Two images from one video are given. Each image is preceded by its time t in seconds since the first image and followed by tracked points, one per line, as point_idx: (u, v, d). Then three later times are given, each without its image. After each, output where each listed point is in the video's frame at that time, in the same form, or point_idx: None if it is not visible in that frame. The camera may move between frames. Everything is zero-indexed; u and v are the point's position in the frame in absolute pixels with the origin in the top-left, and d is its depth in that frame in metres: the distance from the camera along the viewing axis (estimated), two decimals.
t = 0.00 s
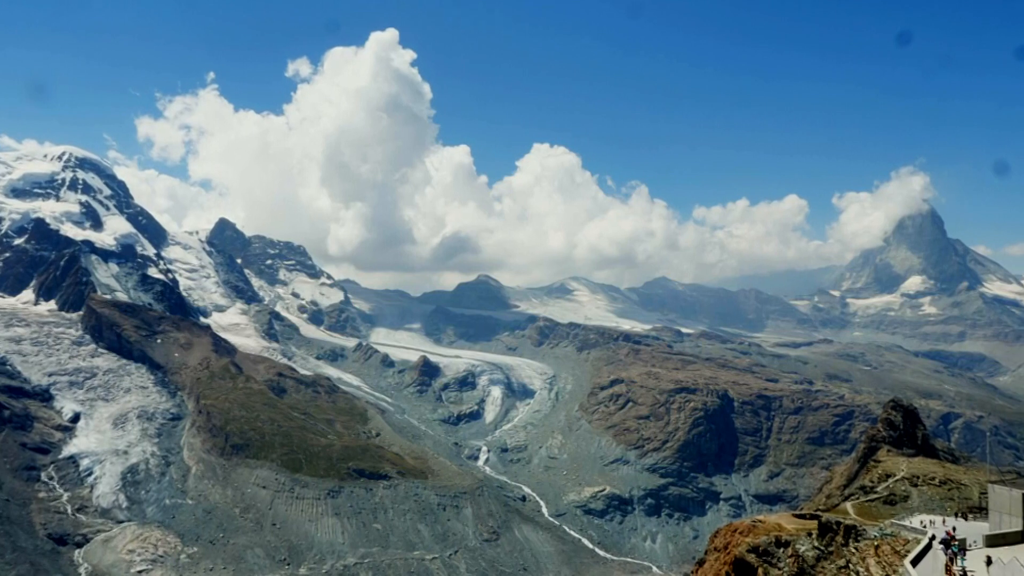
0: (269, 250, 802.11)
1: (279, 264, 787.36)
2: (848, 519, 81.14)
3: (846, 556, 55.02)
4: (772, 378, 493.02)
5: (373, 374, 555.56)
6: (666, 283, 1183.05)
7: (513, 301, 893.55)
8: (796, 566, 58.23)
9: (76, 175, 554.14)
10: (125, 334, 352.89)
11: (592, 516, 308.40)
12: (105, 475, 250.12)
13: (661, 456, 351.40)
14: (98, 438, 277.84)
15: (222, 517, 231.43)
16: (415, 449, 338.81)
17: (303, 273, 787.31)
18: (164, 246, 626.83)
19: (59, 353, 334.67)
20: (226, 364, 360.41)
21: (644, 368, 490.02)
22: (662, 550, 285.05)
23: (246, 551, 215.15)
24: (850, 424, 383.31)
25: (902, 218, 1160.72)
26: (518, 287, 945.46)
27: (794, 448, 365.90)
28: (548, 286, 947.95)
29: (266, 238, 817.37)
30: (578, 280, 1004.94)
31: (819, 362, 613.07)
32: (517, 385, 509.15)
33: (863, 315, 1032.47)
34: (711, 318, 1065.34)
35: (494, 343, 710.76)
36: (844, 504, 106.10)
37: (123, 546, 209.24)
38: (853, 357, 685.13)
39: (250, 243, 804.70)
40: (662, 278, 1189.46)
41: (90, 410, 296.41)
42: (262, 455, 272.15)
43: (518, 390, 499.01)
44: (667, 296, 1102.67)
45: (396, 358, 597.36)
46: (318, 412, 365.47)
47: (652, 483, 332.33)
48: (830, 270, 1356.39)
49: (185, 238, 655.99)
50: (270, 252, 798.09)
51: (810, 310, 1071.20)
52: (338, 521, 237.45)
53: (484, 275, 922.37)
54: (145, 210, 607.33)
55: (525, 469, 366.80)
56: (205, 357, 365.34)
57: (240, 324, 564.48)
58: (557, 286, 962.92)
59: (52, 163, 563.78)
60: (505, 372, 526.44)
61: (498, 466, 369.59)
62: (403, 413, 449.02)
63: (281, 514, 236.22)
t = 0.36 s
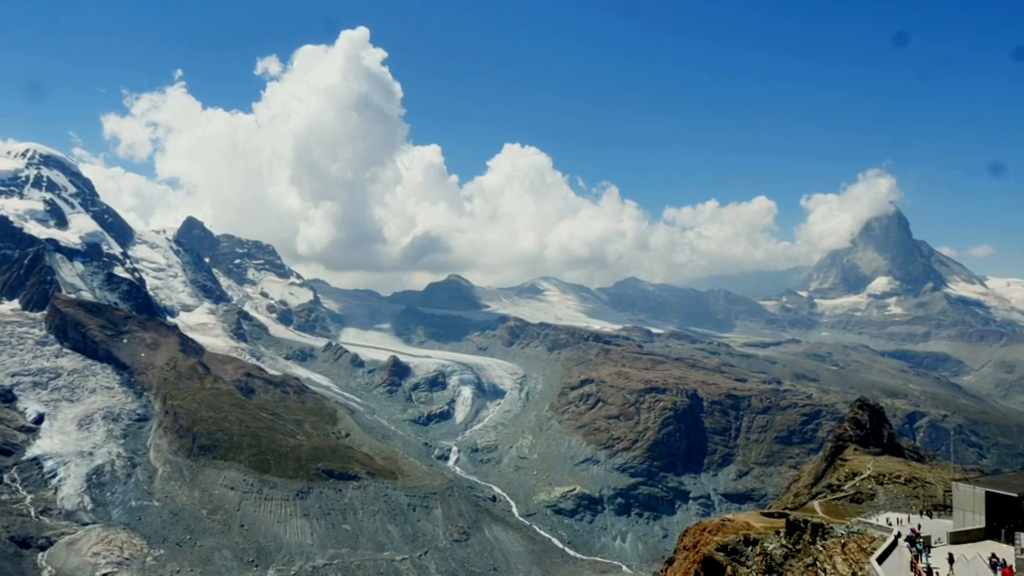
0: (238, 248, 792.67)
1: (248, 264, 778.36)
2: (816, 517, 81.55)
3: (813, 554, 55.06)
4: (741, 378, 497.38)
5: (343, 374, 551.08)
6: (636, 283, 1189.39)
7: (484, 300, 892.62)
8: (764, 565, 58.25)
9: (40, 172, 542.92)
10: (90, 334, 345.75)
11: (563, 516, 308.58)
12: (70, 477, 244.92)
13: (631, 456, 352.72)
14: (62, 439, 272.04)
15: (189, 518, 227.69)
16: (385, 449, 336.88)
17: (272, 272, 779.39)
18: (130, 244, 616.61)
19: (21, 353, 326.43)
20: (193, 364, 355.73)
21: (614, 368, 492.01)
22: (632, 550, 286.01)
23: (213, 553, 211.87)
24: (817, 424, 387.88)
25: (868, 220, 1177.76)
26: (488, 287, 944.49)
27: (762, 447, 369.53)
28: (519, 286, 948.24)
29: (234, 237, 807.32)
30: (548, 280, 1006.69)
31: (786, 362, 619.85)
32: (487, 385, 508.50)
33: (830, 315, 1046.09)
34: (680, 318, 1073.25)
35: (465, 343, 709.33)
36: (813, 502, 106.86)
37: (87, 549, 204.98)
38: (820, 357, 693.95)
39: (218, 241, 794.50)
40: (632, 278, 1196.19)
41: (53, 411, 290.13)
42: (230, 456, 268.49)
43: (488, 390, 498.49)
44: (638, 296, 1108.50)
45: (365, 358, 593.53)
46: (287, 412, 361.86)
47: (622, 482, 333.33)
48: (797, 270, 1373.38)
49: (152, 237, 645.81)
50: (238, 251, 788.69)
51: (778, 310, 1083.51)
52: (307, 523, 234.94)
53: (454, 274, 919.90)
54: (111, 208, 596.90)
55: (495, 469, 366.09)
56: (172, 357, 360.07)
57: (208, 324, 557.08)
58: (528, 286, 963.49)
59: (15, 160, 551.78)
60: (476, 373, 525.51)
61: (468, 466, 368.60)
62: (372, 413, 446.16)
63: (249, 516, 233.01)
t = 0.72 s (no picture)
0: (206, 247, 782.91)
1: (216, 262, 769.41)
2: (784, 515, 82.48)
3: (781, 552, 55.80)
4: (711, 378, 501.78)
5: (312, 374, 546.70)
6: (607, 283, 1194.85)
7: (455, 300, 890.88)
8: (733, 563, 58.86)
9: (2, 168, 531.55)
10: (55, 334, 338.89)
11: (534, 516, 309.07)
12: (33, 479, 240.08)
13: (601, 455, 354.34)
14: (25, 441, 266.67)
15: (156, 520, 224.39)
16: (355, 450, 335.11)
17: (240, 271, 771.41)
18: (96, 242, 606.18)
19: None
20: (160, 364, 351.46)
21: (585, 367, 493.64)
22: (602, 549, 287.42)
23: (180, 555, 209.23)
24: (785, 423, 392.54)
25: (836, 221, 1194.18)
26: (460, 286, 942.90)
27: (731, 446, 373.28)
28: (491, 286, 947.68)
29: (203, 235, 797.08)
30: (520, 280, 1007.83)
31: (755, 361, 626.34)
32: (458, 385, 507.71)
33: (798, 315, 1059.14)
34: (651, 318, 1080.22)
35: (436, 343, 707.49)
36: (781, 501, 108.23)
37: (51, 552, 201.08)
38: (789, 357, 701.93)
39: (186, 239, 783.99)
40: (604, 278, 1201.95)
41: (16, 412, 284.26)
42: (198, 457, 265.13)
43: (459, 390, 497.76)
44: (609, 296, 1113.75)
45: (336, 357, 589.61)
46: (256, 413, 358.51)
47: (592, 482, 334.67)
48: (766, 271, 1389.13)
49: (118, 234, 635.30)
50: (206, 249, 779.10)
51: (747, 311, 1094.92)
52: (276, 524, 232.90)
53: (425, 274, 917.11)
54: (76, 206, 586.40)
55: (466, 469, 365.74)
56: (139, 357, 355.20)
57: (175, 324, 549.63)
58: (499, 285, 963.52)
59: None
60: (447, 373, 524.52)
61: (438, 466, 367.75)
62: (342, 413, 443.48)
63: (217, 518, 230.24)
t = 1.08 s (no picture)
0: (173, 245, 772.28)
1: (183, 261, 759.38)
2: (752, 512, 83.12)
3: (750, 549, 56.19)
4: (681, 377, 505.26)
5: (282, 374, 541.47)
6: (578, 283, 1198.59)
7: (426, 300, 888.16)
8: (702, 560, 59.14)
9: None
10: (16, 333, 331.20)
11: (504, 516, 308.82)
12: None
13: (572, 455, 355.23)
14: None
15: (121, 523, 220.58)
16: (325, 450, 332.55)
17: (208, 270, 762.63)
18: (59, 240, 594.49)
19: None
20: (125, 364, 346.55)
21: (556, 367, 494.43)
22: (573, 548, 288.03)
23: (146, 558, 205.94)
24: (754, 422, 396.26)
25: (804, 222, 1209.51)
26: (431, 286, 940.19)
27: (701, 445, 376.08)
28: (462, 286, 946.02)
29: (170, 233, 786.00)
30: (491, 280, 1007.82)
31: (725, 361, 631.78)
32: (429, 385, 506.09)
33: (767, 315, 1070.63)
34: (622, 318, 1085.29)
35: (407, 343, 704.68)
36: (749, 499, 108.98)
37: (11, 556, 196.56)
38: (757, 357, 708.94)
39: (152, 237, 772.64)
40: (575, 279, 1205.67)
41: None
42: (164, 458, 261.33)
43: (430, 390, 496.24)
44: (580, 296, 1117.40)
45: (305, 357, 584.92)
46: (224, 414, 354.38)
47: (563, 481, 335.34)
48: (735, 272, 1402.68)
49: (82, 232, 623.29)
50: (174, 247, 768.52)
51: (717, 311, 1104.73)
52: (244, 526, 230.44)
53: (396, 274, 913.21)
54: (38, 203, 574.77)
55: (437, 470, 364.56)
56: (103, 358, 349.47)
57: (141, 324, 541.47)
58: (471, 285, 962.38)
59: None
60: (418, 373, 522.61)
61: (409, 467, 366.20)
62: (312, 414, 440.06)
63: (184, 520, 227.08)
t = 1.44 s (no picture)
0: (147, 243, 763.61)
1: (157, 260, 751.06)
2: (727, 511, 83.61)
3: (725, 548, 56.62)
4: (658, 377, 507.73)
5: (257, 374, 536.98)
6: (556, 283, 1200.86)
7: (403, 299, 885.30)
8: (679, 559, 59.48)
9: None
10: None
11: (481, 515, 308.58)
12: None
13: (549, 455, 355.87)
14: None
15: (93, 525, 217.67)
16: (301, 451, 330.41)
17: (183, 269, 755.33)
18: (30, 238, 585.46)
19: None
20: (98, 364, 342.48)
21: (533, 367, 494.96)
22: (550, 547, 288.48)
23: (119, 560, 203.37)
24: (730, 421, 399.14)
25: (779, 223, 1220.59)
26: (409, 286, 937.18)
27: (677, 445, 378.16)
28: (440, 285, 943.79)
29: (143, 231, 776.82)
30: (469, 279, 1006.87)
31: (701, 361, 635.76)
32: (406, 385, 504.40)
33: (743, 315, 1078.82)
34: (599, 318, 1088.35)
35: (384, 343, 701.73)
36: (725, 498, 109.55)
37: None
38: (733, 356, 713.95)
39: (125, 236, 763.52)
40: (553, 279, 1207.59)
41: None
42: (137, 459, 258.30)
43: (407, 390, 494.73)
44: (557, 296, 1119.56)
45: (281, 357, 580.78)
46: (199, 414, 350.94)
47: (541, 481, 335.82)
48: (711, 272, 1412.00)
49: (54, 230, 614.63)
50: (147, 246, 759.90)
51: (693, 311, 1111.46)
52: (218, 527, 228.56)
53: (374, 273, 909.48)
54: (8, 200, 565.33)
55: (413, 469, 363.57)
56: (75, 357, 345.01)
57: (114, 323, 534.72)
58: (448, 285, 960.61)
59: None
60: (395, 373, 520.72)
61: (386, 467, 364.93)
62: (288, 414, 437.02)
63: (158, 522, 224.70)
